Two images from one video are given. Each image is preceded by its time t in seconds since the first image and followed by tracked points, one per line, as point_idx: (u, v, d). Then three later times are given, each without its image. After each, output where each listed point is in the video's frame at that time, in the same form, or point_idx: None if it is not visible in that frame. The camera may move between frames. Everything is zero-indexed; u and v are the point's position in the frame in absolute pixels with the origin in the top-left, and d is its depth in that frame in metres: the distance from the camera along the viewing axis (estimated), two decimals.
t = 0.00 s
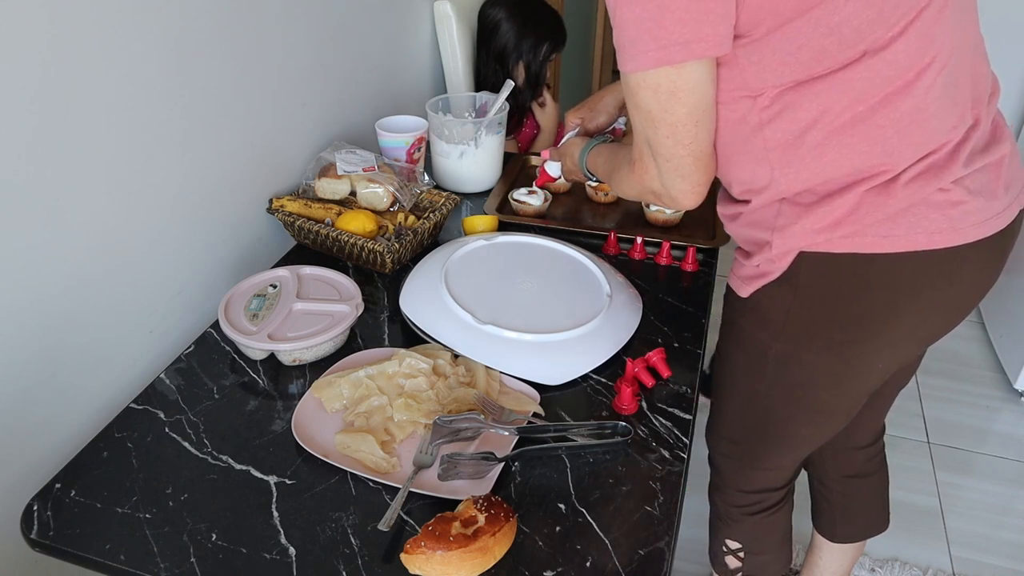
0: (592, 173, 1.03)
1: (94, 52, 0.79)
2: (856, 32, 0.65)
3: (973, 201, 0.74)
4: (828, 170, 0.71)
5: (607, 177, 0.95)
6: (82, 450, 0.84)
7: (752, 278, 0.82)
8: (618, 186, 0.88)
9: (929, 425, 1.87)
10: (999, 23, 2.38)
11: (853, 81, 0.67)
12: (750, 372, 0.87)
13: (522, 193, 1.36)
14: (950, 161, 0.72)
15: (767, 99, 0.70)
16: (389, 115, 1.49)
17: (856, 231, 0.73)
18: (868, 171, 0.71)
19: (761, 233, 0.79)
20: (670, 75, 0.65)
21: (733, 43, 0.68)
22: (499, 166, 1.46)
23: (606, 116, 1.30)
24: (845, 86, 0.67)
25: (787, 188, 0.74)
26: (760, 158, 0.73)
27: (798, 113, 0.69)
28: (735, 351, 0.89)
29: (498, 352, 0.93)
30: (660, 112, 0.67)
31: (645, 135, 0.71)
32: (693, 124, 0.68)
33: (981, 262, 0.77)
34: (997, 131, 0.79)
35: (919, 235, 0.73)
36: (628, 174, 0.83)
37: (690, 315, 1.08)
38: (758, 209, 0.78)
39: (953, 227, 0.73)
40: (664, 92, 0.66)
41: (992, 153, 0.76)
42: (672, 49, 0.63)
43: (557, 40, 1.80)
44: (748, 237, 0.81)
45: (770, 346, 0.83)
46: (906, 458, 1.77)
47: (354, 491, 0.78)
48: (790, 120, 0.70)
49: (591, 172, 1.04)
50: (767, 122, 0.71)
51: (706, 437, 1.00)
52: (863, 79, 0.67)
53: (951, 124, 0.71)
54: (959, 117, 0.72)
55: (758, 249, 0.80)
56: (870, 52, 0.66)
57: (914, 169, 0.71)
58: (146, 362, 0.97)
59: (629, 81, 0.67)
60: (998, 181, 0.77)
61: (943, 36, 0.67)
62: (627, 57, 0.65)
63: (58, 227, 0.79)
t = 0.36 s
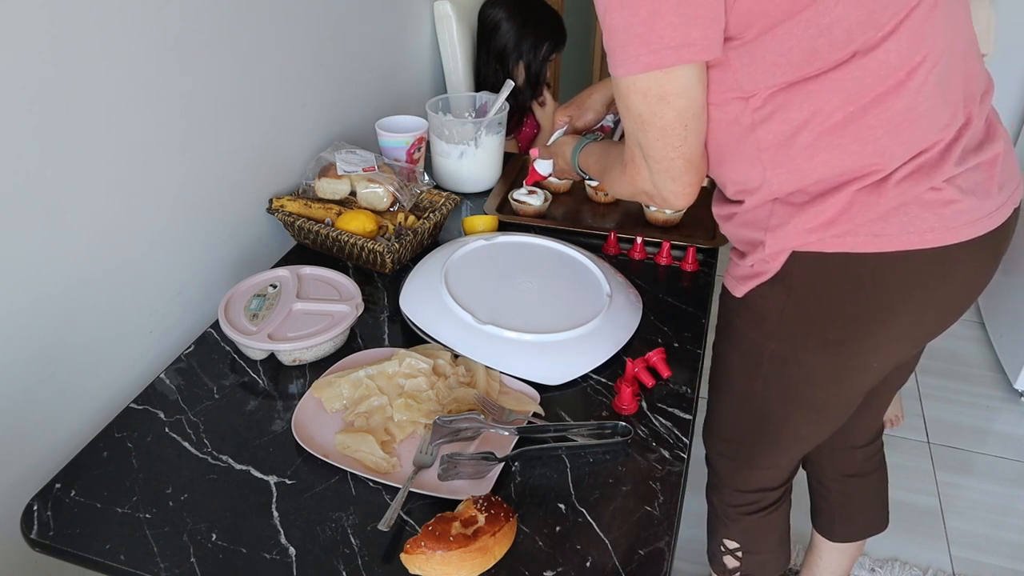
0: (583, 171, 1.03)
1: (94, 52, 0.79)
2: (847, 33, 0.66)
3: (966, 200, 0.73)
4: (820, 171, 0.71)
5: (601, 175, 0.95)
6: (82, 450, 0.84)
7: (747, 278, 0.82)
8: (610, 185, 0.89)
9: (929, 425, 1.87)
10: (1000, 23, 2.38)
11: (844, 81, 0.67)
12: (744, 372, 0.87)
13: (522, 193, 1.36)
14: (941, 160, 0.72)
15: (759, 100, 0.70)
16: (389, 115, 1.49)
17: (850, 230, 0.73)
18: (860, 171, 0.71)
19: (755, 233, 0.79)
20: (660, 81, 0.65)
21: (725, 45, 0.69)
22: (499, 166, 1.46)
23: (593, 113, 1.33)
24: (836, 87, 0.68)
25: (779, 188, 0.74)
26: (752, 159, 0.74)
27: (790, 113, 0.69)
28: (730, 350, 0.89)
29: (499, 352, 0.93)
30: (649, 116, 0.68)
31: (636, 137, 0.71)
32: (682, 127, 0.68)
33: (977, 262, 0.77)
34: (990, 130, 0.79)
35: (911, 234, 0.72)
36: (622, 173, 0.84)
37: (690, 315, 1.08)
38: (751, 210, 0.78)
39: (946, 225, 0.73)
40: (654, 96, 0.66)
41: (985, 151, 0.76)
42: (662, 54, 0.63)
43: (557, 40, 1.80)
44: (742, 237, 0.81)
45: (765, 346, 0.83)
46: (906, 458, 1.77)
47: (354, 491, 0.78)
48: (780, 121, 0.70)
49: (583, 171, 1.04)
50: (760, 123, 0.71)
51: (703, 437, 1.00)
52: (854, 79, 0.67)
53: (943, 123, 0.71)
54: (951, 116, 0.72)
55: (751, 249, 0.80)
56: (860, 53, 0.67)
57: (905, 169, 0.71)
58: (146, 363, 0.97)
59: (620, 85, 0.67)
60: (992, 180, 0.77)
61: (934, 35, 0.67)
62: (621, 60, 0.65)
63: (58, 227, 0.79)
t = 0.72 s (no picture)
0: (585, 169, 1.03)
1: (94, 53, 0.79)
2: (845, 34, 0.66)
3: (964, 200, 0.73)
4: (818, 171, 0.71)
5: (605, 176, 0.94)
6: (82, 450, 0.84)
7: (744, 279, 0.81)
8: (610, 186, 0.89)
9: (929, 425, 1.87)
10: (1000, 23, 2.38)
11: (842, 82, 0.67)
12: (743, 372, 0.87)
13: (522, 193, 1.36)
14: (939, 160, 0.72)
15: (758, 101, 0.71)
16: (389, 115, 1.49)
17: (849, 229, 0.73)
18: (858, 171, 0.71)
19: (752, 233, 0.79)
20: (659, 85, 0.65)
21: (724, 48, 0.69)
22: (499, 166, 1.46)
23: (591, 107, 1.30)
24: (833, 88, 0.68)
25: (777, 189, 0.74)
26: (751, 160, 0.73)
27: (788, 114, 0.69)
28: (728, 350, 0.89)
29: (499, 352, 0.93)
30: (648, 120, 0.68)
31: (635, 141, 0.71)
32: (681, 130, 0.68)
33: (975, 262, 0.77)
34: (988, 130, 0.79)
35: (909, 234, 0.73)
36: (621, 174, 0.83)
37: (690, 315, 1.08)
38: (749, 210, 0.78)
39: (944, 226, 0.73)
40: (652, 99, 0.66)
41: (983, 151, 0.76)
42: (660, 58, 0.63)
43: (557, 39, 1.80)
44: (739, 238, 0.81)
45: (763, 346, 0.83)
46: (906, 458, 1.77)
47: (354, 491, 0.78)
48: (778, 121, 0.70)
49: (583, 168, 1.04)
50: (758, 124, 0.71)
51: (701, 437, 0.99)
52: (852, 79, 0.67)
53: (941, 123, 0.71)
54: (949, 116, 0.72)
55: (748, 250, 0.80)
56: (859, 53, 0.67)
57: (903, 169, 0.71)
58: (146, 362, 0.97)
59: (618, 89, 0.67)
60: (990, 179, 0.77)
61: (932, 36, 0.67)
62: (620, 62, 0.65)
63: (58, 227, 0.79)
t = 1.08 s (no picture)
0: (595, 151, 1.01)
1: (94, 53, 0.79)
2: (848, 35, 0.66)
3: (965, 201, 0.73)
4: (820, 172, 0.71)
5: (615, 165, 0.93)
6: (82, 450, 0.84)
7: (745, 279, 0.81)
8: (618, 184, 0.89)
9: (929, 425, 1.87)
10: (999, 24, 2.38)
11: (845, 83, 0.67)
12: (743, 373, 0.87)
13: (522, 193, 1.36)
14: (941, 161, 0.72)
15: (761, 102, 0.70)
16: (389, 115, 1.49)
17: (850, 229, 0.73)
18: (859, 172, 0.71)
19: (753, 233, 0.78)
20: (666, 84, 0.65)
21: (727, 48, 0.69)
22: (499, 166, 1.46)
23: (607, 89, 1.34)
24: (836, 89, 0.68)
25: (779, 189, 0.74)
26: (753, 160, 0.73)
27: (791, 114, 0.70)
28: (727, 351, 0.89)
29: (499, 352, 0.93)
30: (656, 120, 0.67)
31: (642, 142, 0.71)
32: (689, 130, 0.68)
33: (975, 263, 0.77)
34: (989, 131, 0.79)
35: (909, 235, 0.72)
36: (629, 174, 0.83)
37: (690, 315, 1.08)
38: (750, 210, 0.78)
39: (945, 227, 0.73)
40: (659, 99, 0.66)
41: (984, 152, 0.76)
42: (664, 58, 0.63)
43: (557, 40, 1.80)
44: (740, 239, 0.81)
45: (763, 347, 0.83)
46: (906, 458, 1.77)
47: (354, 491, 0.78)
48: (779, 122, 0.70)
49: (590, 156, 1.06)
50: (760, 125, 0.71)
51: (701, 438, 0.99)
52: (853, 81, 0.67)
53: (942, 124, 0.71)
54: (951, 117, 0.72)
55: (749, 249, 0.80)
56: (862, 54, 0.67)
57: (905, 170, 0.71)
58: (146, 362, 0.97)
59: (624, 89, 0.67)
60: (991, 180, 0.77)
61: (935, 37, 0.67)
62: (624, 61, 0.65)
63: (58, 227, 0.79)
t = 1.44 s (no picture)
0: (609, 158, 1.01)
1: (94, 53, 0.79)
2: (859, 36, 0.65)
3: (975, 205, 0.73)
4: (829, 175, 0.72)
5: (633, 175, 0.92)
6: (82, 450, 0.84)
7: (753, 281, 0.82)
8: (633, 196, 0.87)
9: (928, 425, 1.87)
10: (999, 24, 2.38)
11: (855, 85, 0.67)
12: (751, 376, 0.87)
13: (522, 193, 1.36)
14: (952, 165, 0.72)
15: (769, 104, 0.70)
16: (389, 115, 1.49)
17: (860, 233, 0.73)
18: (869, 175, 0.71)
19: (761, 235, 0.79)
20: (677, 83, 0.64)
21: (735, 49, 0.68)
22: (499, 166, 1.46)
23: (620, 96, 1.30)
24: (846, 91, 0.68)
25: (787, 192, 0.74)
26: (761, 162, 0.73)
27: (799, 116, 0.70)
28: (735, 354, 0.89)
29: (498, 352, 0.93)
30: (668, 122, 0.66)
31: (654, 149, 0.70)
32: (701, 132, 0.67)
33: (985, 268, 0.77)
34: (1002, 135, 0.78)
35: (918, 239, 0.73)
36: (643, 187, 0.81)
37: (690, 315, 1.08)
38: (758, 212, 0.78)
39: (956, 231, 0.73)
40: (669, 99, 0.65)
41: (995, 157, 0.75)
42: (671, 58, 0.63)
43: (557, 40, 1.80)
44: (749, 241, 0.81)
45: (771, 350, 0.83)
46: (906, 458, 1.77)
47: (354, 491, 0.78)
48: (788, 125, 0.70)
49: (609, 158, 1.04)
50: (769, 127, 0.71)
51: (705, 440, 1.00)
52: (863, 84, 0.67)
53: (953, 128, 0.71)
54: (962, 121, 0.72)
55: (758, 252, 0.80)
56: (872, 56, 0.66)
57: (914, 173, 0.71)
58: (146, 362, 0.97)
59: (635, 92, 0.66)
60: (1002, 185, 0.77)
61: (945, 40, 0.67)
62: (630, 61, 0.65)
63: (58, 227, 0.79)
